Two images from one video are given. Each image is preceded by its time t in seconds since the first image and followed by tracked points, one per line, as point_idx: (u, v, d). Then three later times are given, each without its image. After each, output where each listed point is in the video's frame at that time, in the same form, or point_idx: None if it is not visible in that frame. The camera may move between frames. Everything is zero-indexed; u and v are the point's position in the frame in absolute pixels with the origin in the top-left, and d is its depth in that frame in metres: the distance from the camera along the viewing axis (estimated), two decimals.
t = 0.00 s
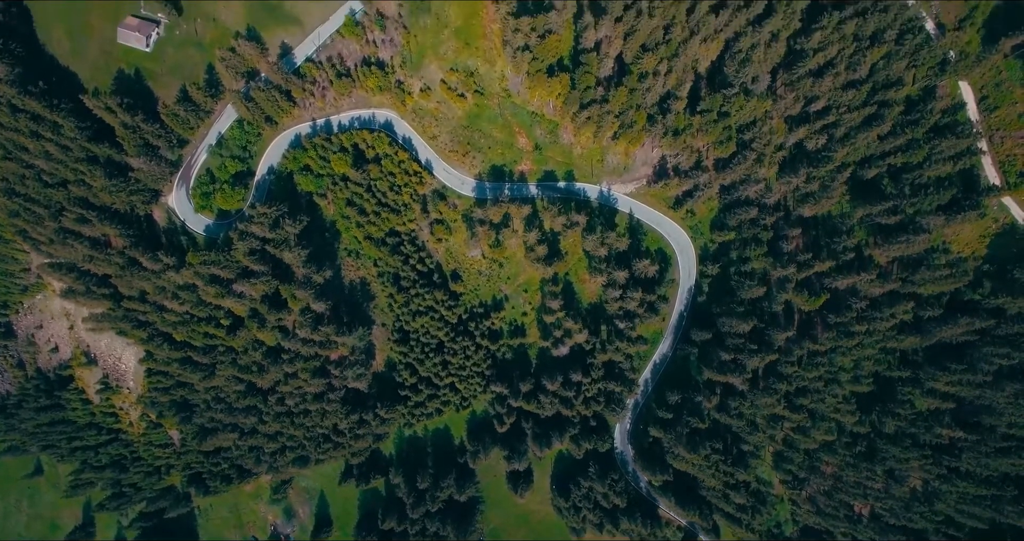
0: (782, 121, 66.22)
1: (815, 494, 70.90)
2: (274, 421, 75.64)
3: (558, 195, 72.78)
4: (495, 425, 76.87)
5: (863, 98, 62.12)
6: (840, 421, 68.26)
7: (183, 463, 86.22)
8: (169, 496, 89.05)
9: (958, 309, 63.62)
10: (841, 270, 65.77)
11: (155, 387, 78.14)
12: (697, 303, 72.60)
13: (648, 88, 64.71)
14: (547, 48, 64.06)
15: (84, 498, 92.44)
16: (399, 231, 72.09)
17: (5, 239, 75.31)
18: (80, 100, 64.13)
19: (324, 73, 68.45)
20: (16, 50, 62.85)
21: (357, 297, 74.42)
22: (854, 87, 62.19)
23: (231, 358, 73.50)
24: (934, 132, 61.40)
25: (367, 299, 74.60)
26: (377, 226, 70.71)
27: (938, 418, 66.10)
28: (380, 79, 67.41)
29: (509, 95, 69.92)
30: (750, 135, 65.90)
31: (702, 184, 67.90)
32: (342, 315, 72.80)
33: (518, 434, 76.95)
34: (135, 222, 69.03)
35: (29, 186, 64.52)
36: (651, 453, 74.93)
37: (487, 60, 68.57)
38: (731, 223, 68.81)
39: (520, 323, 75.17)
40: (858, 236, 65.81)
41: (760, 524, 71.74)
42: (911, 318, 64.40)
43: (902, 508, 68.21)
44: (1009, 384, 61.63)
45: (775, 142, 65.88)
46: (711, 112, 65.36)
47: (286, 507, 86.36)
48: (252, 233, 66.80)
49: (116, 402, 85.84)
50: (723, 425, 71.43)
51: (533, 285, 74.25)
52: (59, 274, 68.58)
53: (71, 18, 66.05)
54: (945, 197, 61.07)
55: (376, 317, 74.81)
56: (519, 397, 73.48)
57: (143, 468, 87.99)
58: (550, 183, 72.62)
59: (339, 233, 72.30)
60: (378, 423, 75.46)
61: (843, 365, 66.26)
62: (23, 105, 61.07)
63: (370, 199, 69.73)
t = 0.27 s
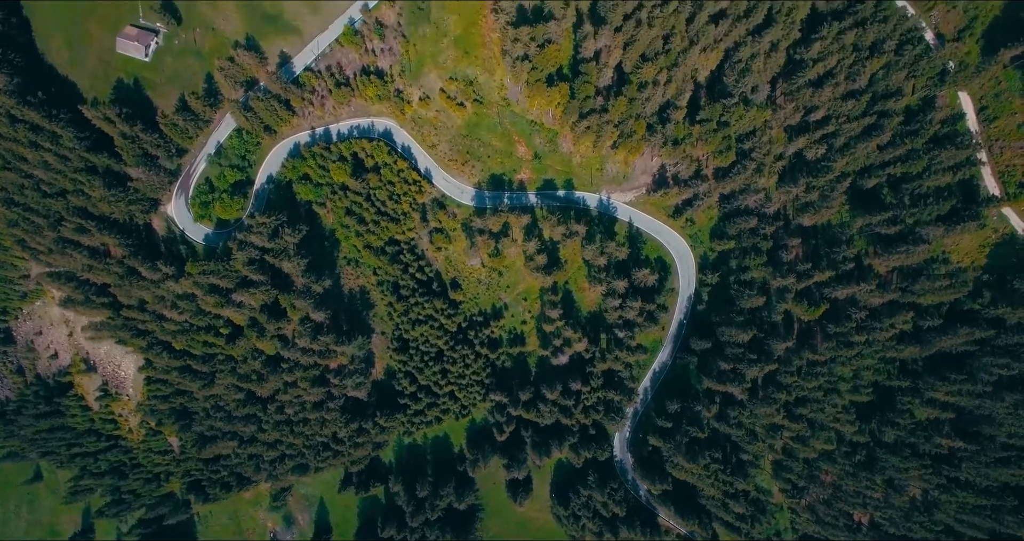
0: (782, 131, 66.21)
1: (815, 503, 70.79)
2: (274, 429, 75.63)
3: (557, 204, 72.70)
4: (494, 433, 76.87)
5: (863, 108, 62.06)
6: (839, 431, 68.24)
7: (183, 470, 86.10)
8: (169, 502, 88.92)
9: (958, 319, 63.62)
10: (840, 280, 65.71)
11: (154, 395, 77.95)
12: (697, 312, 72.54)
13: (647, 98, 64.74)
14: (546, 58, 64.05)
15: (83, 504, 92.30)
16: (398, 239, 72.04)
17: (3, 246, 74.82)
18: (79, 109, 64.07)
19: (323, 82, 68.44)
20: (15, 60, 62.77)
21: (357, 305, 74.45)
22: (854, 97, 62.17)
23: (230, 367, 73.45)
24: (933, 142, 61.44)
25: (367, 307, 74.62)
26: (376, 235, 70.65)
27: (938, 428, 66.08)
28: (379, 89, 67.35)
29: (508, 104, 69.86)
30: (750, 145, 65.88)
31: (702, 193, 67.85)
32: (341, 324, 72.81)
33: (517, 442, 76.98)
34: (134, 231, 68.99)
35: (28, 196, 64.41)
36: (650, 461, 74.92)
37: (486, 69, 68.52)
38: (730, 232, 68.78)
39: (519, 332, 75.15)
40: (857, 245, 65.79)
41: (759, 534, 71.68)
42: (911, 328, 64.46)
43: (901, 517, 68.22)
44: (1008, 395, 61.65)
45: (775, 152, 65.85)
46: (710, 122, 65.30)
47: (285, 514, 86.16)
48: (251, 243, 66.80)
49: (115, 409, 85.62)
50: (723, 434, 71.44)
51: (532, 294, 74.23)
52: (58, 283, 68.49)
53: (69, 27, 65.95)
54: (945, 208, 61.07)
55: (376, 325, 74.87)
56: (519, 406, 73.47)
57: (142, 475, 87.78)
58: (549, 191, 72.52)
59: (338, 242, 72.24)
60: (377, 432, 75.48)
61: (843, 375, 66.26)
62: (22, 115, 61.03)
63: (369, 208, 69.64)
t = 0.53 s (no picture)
0: (782, 139, 66.15)
1: (815, 511, 70.70)
2: (273, 436, 75.64)
3: (557, 211, 72.65)
4: (493, 440, 76.88)
5: (863, 116, 62.01)
6: (839, 439, 68.24)
7: (182, 476, 85.92)
8: (168, 508, 88.78)
9: (958, 327, 63.67)
10: (840, 289, 65.66)
11: (153, 402, 77.77)
12: (696, 320, 72.52)
13: (647, 106, 64.72)
14: (545, 66, 63.93)
15: (83, 509, 92.13)
16: (398, 247, 72.00)
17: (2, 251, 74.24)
18: (78, 118, 64.07)
19: (322, 90, 68.35)
20: (15, 69, 62.79)
21: (356, 313, 74.50)
22: (853, 105, 62.11)
23: (229, 375, 73.38)
24: (933, 151, 61.48)
25: (366, 314, 74.66)
26: (376, 243, 70.61)
27: (937, 436, 66.04)
28: (378, 96, 67.25)
29: (508, 112, 69.80)
30: (749, 153, 65.84)
31: (701, 201, 67.79)
32: (340, 332, 72.88)
33: (517, 449, 77.03)
34: (134, 239, 68.97)
35: (26, 204, 64.29)
36: (650, 468, 74.94)
37: (485, 77, 68.41)
38: (730, 240, 68.71)
39: (519, 339, 75.15)
40: (857, 253, 65.76)
41: None
42: (910, 336, 64.66)
43: (901, 525, 68.21)
44: (1008, 404, 61.60)
45: (775, 160, 65.84)
46: (710, 130, 65.22)
47: (285, 521, 85.92)
48: (250, 251, 66.93)
49: (115, 414, 85.42)
50: (722, 441, 71.46)
51: (532, 301, 74.22)
52: (57, 290, 68.41)
53: (68, 35, 65.87)
54: (944, 217, 61.12)
55: (375, 332, 74.93)
56: (518, 414, 73.47)
57: (142, 481, 87.43)
58: (549, 199, 72.47)
59: (338, 249, 72.22)
60: (376, 439, 75.54)
61: (842, 383, 66.26)
62: (22, 124, 60.95)
63: (368, 216, 69.59)
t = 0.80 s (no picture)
0: (782, 149, 66.06)
1: (814, 520, 70.54)
2: (273, 444, 75.60)
3: (556, 220, 72.56)
4: (493, 448, 76.85)
5: (863, 126, 61.90)
6: (838, 448, 68.17)
7: (182, 483, 85.78)
8: (168, 515, 88.65)
9: (958, 337, 63.69)
10: (839, 299, 65.63)
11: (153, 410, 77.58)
12: (696, 328, 72.43)
13: (647, 116, 64.64)
14: (545, 76, 63.83)
15: (82, 515, 91.94)
16: (397, 256, 71.91)
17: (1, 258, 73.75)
18: (77, 128, 64.03)
19: (321, 99, 68.23)
20: (15, 79, 62.76)
21: (355, 321, 74.50)
22: (853, 115, 62.05)
23: (229, 383, 73.33)
24: (932, 162, 61.44)
25: (365, 323, 74.66)
26: (375, 251, 70.54)
27: (937, 446, 65.93)
28: (377, 105, 67.15)
29: (507, 121, 69.68)
30: (749, 163, 65.77)
31: (701, 210, 67.71)
32: (340, 341, 72.94)
33: (516, 458, 77.02)
34: (134, 248, 68.96)
35: (26, 213, 64.22)
36: (650, 477, 74.91)
37: (485, 85, 68.21)
38: (730, 248, 68.64)
39: (518, 347, 75.10)
40: (857, 263, 65.68)
41: None
42: (910, 346, 64.71)
43: (900, 535, 68.15)
44: (1008, 414, 61.53)
45: (774, 170, 65.79)
46: (710, 140, 65.16)
47: (285, 526, 85.05)
48: (249, 262, 67.13)
49: (115, 421, 85.03)
50: (722, 450, 71.46)
51: (531, 309, 74.16)
52: (57, 299, 68.35)
53: (68, 45, 65.82)
54: (944, 227, 61.14)
55: (374, 341, 74.96)
56: (518, 422, 73.45)
57: (141, 487, 87.21)
58: (549, 208, 72.39)
59: (337, 258, 72.17)
60: (376, 447, 75.54)
61: (841, 393, 66.30)
62: (21, 134, 60.89)
63: (367, 225, 69.52)
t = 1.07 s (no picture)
0: (781, 158, 65.99)
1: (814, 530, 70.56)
2: (272, 452, 75.60)
3: (556, 229, 72.53)
4: (492, 456, 76.88)
5: (863, 137, 61.85)
6: (838, 458, 68.22)
7: (181, 490, 85.63)
8: (167, 521, 88.55)
9: (957, 348, 63.68)
10: (839, 308, 65.65)
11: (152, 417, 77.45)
12: (696, 337, 72.44)
13: (646, 126, 64.57)
14: (545, 86, 63.76)
15: (82, 521, 91.79)
16: (397, 264, 71.88)
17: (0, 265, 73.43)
18: (76, 138, 63.94)
19: (320, 108, 67.92)
20: (14, 88, 62.69)
21: (355, 329, 74.53)
22: (853, 125, 62.02)
23: (228, 392, 73.30)
24: (932, 172, 61.37)
25: (365, 331, 74.68)
26: (375, 260, 70.54)
27: (937, 456, 65.91)
28: (376, 115, 67.09)
29: (506, 129, 69.58)
30: (749, 172, 65.72)
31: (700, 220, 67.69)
32: (339, 350, 73.02)
33: (516, 466, 77.04)
34: (133, 257, 68.94)
35: (25, 223, 64.16)
36: (649, 485, 74.98)
37: (484, 94, 68.09)
38: (729, 258, 68.60)
39: (518, 356, 75.10)
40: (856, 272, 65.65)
41: None
42: (909, 356, 64.75)
43: None
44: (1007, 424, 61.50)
45: (774, 180, 65.72)
46: (710, 149, 65.14)
47: (285, 534, 84.75)
48: (248, 271, 67.12)
49: (114, 428, 84.77)
50: (721, 459, 71.54)
51: (531, 318, 74.13)
52: (56, 308, 68.30)
53: (67, 54, 65.71)
54: (944, 237, 61.08)
55: (374, 349, 74.99)
56: (517, 431, 73.48)
57: (140, 494, 87.02)
58: (548, 216, 72.35)
59: (337, 267, 72.15)
60: (375, 456, 75.55)
61: (841, 403, 66.37)
62: (19, 144, 60.80)
63: (367, 234, 69.48)
